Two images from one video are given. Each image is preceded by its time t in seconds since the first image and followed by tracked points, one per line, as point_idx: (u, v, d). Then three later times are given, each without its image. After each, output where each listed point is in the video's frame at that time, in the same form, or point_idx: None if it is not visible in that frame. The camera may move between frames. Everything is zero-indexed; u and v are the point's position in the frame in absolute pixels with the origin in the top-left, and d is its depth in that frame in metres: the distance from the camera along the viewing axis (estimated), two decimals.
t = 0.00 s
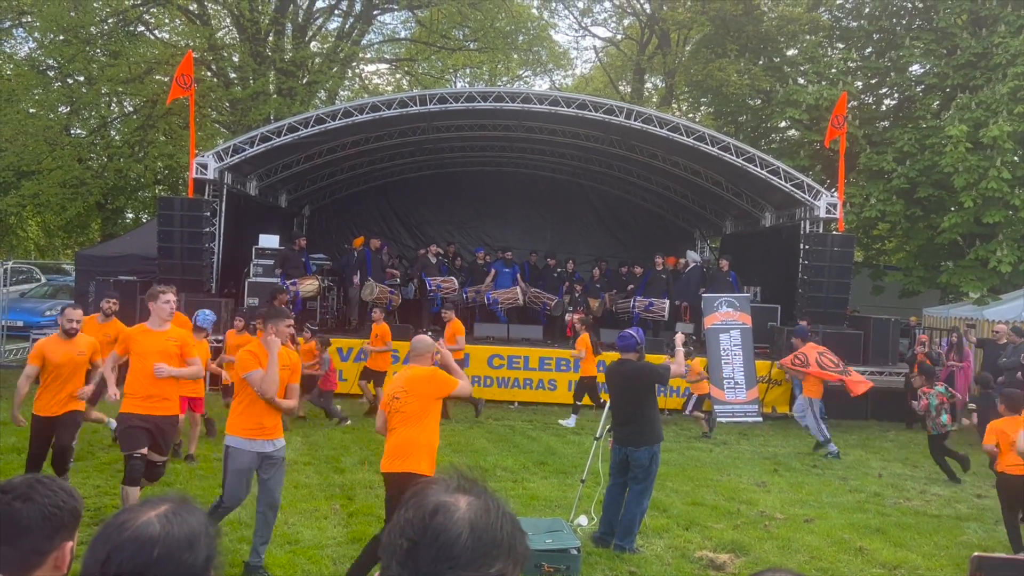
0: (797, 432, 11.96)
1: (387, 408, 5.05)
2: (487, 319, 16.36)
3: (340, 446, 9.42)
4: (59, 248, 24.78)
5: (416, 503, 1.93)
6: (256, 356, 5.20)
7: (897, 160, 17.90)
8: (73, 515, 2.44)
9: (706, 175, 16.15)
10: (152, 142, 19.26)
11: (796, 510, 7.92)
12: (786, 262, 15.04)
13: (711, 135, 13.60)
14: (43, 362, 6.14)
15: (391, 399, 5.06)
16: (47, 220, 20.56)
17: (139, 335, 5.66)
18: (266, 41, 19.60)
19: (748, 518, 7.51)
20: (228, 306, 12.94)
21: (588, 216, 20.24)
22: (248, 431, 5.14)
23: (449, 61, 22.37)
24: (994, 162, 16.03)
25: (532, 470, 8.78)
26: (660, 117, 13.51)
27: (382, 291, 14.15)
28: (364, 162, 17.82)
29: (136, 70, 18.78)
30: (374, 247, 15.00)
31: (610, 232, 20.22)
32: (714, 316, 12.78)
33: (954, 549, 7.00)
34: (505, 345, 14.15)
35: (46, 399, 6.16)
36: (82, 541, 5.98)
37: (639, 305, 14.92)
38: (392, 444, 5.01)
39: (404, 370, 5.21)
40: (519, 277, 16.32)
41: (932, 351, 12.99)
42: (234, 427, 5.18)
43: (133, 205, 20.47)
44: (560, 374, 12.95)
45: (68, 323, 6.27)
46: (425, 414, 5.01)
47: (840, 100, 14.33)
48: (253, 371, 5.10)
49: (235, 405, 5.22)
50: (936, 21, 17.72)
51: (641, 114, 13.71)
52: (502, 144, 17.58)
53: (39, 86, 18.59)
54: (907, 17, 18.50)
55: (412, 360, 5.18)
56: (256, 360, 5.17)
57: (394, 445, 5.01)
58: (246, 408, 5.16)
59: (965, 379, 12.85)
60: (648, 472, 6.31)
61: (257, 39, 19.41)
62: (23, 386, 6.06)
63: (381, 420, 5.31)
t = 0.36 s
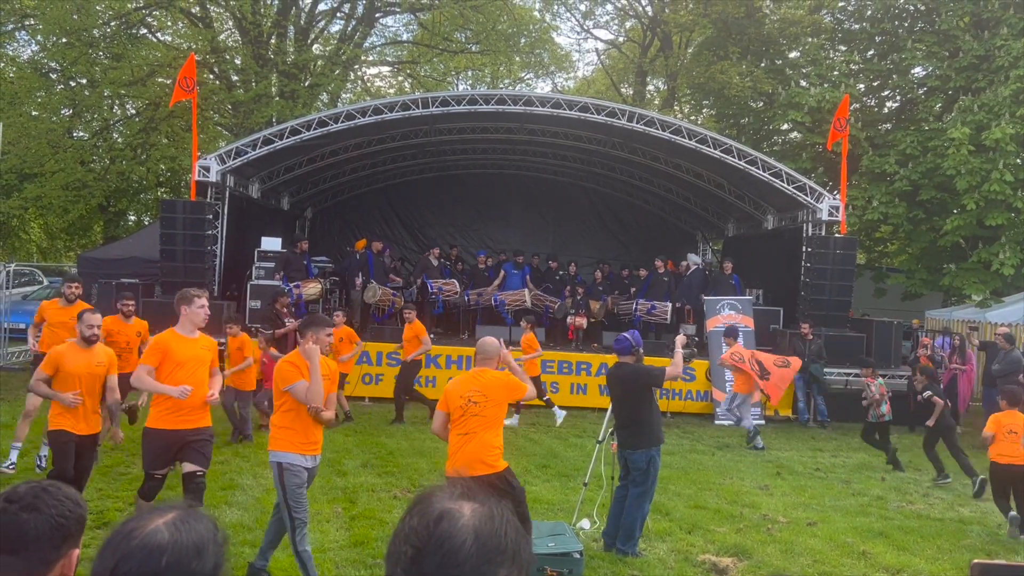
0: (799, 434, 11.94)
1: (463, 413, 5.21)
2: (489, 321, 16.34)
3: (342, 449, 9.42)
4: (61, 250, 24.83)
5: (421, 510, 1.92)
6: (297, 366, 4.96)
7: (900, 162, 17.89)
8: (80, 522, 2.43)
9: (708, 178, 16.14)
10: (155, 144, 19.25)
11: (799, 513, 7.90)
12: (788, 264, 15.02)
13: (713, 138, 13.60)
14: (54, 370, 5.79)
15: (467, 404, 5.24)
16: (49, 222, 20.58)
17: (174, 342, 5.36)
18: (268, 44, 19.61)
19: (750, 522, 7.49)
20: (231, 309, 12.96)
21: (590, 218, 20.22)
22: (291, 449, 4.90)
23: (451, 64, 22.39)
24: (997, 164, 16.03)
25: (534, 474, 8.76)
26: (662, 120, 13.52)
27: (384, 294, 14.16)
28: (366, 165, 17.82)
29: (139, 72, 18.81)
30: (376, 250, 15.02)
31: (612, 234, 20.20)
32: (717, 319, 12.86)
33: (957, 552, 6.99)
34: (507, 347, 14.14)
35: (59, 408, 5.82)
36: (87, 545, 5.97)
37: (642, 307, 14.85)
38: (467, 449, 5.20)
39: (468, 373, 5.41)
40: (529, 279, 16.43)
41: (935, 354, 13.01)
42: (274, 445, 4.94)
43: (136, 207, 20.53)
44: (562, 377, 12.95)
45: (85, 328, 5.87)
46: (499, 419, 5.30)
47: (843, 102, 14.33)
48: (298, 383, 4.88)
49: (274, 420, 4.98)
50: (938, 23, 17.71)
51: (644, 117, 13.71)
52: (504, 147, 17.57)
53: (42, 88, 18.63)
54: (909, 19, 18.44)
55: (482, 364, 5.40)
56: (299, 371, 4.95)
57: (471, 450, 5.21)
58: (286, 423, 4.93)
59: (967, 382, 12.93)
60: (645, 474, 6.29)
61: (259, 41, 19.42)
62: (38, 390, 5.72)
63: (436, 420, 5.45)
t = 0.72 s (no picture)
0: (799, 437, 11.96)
1: (576, 423, 5.01)
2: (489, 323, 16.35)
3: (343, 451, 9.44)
4: (61, 252, 24.85)
5: (421, 513, 1.93)
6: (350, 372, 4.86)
7: (899, 165, 17.90)
8: (83, 524, 2.44)
9: (708, 180, 16.16)
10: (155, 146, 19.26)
11: (799, 515, 7.90)
12: (788, 266, 15.03)
13: (713, 140, 13.61)
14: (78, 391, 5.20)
15: (576, 414, 5.05)
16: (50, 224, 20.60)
17: (208, 347, 5.11)
18: (269, 46, 19.63)
19: (750, 524, 7.50)
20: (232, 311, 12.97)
21: (590, 220, 20.23)
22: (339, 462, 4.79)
23: (452, 66, 22.43)
24: (997, 167, 16.05)
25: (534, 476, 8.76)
26: (662, 122, 13.54)
27: (384, 295, 14.19)
28: (366, 166, 17.85)
29: (139, 74, 18.82)
30: (376, 251, 15.06)
31: (612, 236, 20.21)
32: (716, 321, 12.86)
33: (957, 555, 6.99)
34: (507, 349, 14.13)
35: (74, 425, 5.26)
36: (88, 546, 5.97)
37: (642, 310, 14.96)
38: (579, 455, 4.95)
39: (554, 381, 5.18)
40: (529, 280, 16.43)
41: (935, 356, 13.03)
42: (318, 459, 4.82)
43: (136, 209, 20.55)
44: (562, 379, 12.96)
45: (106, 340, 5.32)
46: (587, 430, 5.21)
47: (843, 104, 14.34)
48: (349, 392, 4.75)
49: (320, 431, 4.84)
50: (938, 26, 17.72)
51: (643, 119, 13.74)
52: (505, 149, 17.57)
53: (43, 89, 18.66)
54: (909, 22, 18.44)
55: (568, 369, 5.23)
56: (352, 379, 4.83)
57: (579, 460, 4.99)
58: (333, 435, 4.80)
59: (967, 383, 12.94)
60: (636, 474, 6.31)
61: (259, 43, 19.44)
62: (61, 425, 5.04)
63: (520, 429, 5.04)
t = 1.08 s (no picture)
0: (799, 438, 11.96)
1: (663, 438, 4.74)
2: (489, 324, 16.35)
3: (344, 452, 9.44)
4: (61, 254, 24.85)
5: (424, 513, 1.92)
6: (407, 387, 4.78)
7: (900, 167, 17.89)
8: (86, 523, 2.44)
9: (709, 181, 16.16)
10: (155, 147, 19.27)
11: (800, 517, 7.90)
12: (788, 267, 15.03)
13: (713, 141, 13.60)
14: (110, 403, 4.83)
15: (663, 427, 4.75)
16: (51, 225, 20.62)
17: (249, 362, 4.79)
18: (269, 47, 19.63)
19: (750, 526, 7.50)
20: (232, 312, 12.97)
21: (590, 221, 20.23)
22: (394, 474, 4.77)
23: (452, 68, 22.46)
24: (997, 168, 16.06)
25: (535, 477, 8.76)
26: (663, 123, 13.54)
27: (384, 297, 14.19)
28: (367, 168, 17.85)
29: (139, 76, 18.80)
30: (377, 253, 15.09)
31: (611, 237, 20.21)
32: (717, 322, 12.89)
33: (958, 557, 6.98)
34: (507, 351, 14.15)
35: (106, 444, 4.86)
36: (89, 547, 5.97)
37: (643, 312, 14.94)
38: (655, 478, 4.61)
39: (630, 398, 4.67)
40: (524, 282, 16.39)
41: (935, 357, 13.04)
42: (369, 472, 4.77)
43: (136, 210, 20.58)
44: (562, 380, 12.95)
45: (143, 353, 4.90)
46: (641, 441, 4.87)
47: (843, 106, 14.34)
48: (409, 406, 4.73)
49: (373, 441, 4.80)
50: (938, 28, 17.73)
51: (644, 121, 13.74)
52: (506, 151, 17.57)
53: (43, 91, 18.65)
54: (909, 24, 18.49)
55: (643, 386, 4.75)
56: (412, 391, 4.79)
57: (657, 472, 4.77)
58: (389, 449, 4.76)
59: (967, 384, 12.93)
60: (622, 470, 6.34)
61: (260, 45, 19.43)
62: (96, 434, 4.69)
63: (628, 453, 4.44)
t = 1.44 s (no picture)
0: (800, 439, 11.96)
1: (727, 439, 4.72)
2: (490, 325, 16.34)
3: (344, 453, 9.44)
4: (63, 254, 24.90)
5: (420, 513, 1.92)
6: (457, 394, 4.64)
7: (901, 167, 17.89)
8: (84, 522, 2.44)
9: (710, 182, 16.16)
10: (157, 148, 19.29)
11: (801, 518, 7.90)
12: (790, 268, 15.04)
13: (715, 142, 13.60)
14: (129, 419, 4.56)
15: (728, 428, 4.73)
16: (52, 225, 20.64)
17: (297, 368, 4.62)
18: (271, 48, 19.64)
19: (751, 526, 7.49)
20: (233, 313, 12.96)
21: (591, 222, 20.23)
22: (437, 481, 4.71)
23: (453, 69, 22.48)
24: (999, 169, 16.05)
25: (536, 478, 8.75)
26: (664, 124, 13.54)
27: (385, 297, 14.20)
28: (367, 169, 17.86)
29: (141, 76, 18.81)
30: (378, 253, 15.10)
31: (613, 239, 20.21)
32: (718, 323, 12.82)
33: (959, 557, 6.98)
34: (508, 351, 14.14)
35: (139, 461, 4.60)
36: (89, 548, 5.96)
37: (644, 312, 14.97)
38: (731, 474, 4.57)
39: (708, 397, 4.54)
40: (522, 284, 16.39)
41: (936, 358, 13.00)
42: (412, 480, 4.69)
43: (138, 211, 20.59)
44: (563, 381, 12.94)
45: (166, 361, 4.65)
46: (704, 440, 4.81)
47: (844, 107, 14.32)
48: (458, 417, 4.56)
49: (418, 451, 4.65)
50: (939, 29, 17.73)
51: (645, 121, 13.74)
52: (508, 151, 17.58)
53: (44, 91, 18.69)
54: (910, 25, 18.51)
55: (715, 383, 4.66)
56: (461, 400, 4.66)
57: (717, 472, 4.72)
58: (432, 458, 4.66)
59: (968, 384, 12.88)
60: (618, 470, 6.36)
61: (262, 45, 19.46)
62: (106, 458, 4.45)
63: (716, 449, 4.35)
